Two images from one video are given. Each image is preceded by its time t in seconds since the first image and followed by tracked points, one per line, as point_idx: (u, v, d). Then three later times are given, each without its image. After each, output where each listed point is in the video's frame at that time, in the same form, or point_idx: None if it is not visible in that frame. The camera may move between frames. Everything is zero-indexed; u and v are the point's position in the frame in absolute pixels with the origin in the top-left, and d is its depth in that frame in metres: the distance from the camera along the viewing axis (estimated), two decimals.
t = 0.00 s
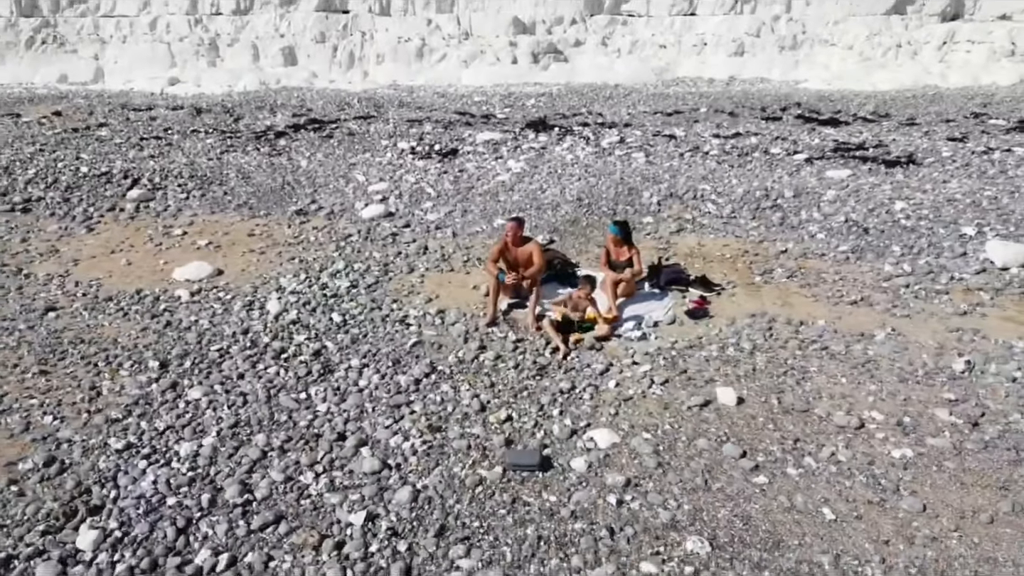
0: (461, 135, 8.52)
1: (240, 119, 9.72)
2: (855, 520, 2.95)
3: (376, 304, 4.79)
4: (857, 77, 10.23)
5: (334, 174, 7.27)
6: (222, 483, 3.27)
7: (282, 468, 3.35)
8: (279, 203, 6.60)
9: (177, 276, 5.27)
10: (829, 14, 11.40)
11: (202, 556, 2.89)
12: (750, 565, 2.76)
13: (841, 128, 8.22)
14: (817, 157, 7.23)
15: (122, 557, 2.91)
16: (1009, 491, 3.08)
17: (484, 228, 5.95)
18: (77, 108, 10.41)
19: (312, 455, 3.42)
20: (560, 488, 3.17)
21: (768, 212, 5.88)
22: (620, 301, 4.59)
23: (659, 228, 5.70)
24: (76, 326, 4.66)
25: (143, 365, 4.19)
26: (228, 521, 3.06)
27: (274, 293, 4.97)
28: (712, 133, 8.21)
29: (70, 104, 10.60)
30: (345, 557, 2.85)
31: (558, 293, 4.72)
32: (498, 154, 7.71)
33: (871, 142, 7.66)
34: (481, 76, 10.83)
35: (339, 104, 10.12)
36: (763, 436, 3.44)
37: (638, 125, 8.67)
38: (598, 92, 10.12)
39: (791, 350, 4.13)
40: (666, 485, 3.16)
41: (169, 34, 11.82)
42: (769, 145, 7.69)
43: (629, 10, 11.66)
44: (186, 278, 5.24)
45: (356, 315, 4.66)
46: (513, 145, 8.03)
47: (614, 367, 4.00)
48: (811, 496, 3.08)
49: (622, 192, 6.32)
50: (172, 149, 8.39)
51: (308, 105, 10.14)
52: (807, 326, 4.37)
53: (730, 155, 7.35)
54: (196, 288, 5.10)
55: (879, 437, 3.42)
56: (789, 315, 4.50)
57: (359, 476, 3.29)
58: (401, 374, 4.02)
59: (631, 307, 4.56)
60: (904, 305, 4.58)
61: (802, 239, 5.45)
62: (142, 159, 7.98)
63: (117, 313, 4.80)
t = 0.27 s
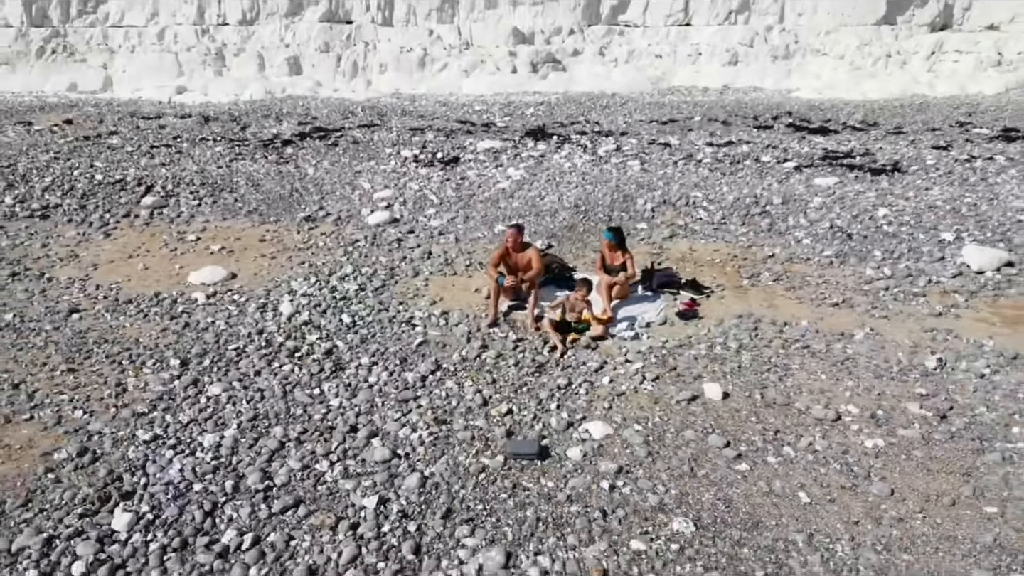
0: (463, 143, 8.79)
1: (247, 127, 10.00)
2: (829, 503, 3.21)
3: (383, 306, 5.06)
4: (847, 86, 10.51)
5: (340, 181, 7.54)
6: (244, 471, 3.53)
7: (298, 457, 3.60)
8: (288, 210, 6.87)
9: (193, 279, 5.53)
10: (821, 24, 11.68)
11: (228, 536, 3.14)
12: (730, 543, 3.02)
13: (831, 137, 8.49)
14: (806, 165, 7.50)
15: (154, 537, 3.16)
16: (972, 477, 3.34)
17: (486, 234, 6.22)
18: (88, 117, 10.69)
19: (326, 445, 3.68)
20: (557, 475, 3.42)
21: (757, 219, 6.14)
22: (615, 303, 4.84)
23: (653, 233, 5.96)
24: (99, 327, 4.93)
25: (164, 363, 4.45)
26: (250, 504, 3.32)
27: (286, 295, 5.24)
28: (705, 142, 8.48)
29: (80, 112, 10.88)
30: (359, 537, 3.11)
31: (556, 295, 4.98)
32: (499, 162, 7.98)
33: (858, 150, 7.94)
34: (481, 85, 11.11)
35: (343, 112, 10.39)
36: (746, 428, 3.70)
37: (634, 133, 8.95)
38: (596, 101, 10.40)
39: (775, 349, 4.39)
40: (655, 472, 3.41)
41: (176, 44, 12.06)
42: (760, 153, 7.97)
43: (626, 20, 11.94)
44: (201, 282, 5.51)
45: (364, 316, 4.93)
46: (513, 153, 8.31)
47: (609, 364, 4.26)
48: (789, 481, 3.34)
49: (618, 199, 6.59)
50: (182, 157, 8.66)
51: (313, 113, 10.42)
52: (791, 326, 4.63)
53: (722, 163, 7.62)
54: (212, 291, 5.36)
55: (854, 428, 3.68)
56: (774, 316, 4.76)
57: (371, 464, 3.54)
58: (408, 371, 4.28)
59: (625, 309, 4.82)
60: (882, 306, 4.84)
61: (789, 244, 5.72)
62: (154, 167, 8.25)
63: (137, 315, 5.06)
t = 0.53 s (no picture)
0: (464, 151, 9.07)
1: (254, 135, 10.28)
2: (805, 488, 3.48)
3: (390, 308, 5.33)
4: (838, 95, 10.81)
5: (346, 188, 7.82)
6: (264, 460, 3.80)
7: (314, 448, 3.87)
8: (296, 217, 7.14)
9: (208, 283, 5.81)
10: (813, 34, 11.98)
11: (251, 519, 3.41)
12: (714, 524, 3.28)
13: (820, 145, 8.78)
14: (795, 173, 7.78)
15: (183, 520, 3.42)
16: (938, 465, 3.60)
17: (487, 240, 6.50)
18: (98, 125, 10.97)
19: (339, 437, 3.95)
20: (554, 463, 3.69)
21: (747, 225, 6.42)
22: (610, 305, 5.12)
23: (647, 239, 6.24)
24: (121, 328, 5.19)
25: (185, 362, 4.72)
26: (270, 491, 3.58)
27: (297, 298, 5.51)
28: (699, 150, 8.76)
29: (90, 121, 11.16)
30: (372, 519, 3.38)
31: (554, 298, 5.25)
32: (499, 170, 8.26)
33: (846, 159, 8.22)
34: (482, 94, 11.40)
35: (347, 120, 10.68)
36: (730, 421, 3.97)
37: (630, 141, 9.23)
38: (593, 110, 10.69)
39: (760, 347, 4.66)
40: (646, 461, 3.68)
41: (184, 54, 12.34)
42: (751, 161, 8.25)
43: (623, 31, 12.23)
44: (216, 285, 5.78)
45: (372, 318, 5.20)
46: (512, 161, 8.59)
47: (603, 362, 4.54)
48: (768, 469, 3.61)
49: (614, 206, 6.87)
50: (192, 165, 8.94)
51: (318, 122, 10.70)
52: (776, 327, 4.90)
53: (715, 171, 7.90)
54: (227, 294, 5.63)
55: (831, 421, 3.95)
56: (760, 317, 5.04)
57: (381, 454, 3.81)
58: (415, 369, 4.56)
59: (620, 310, 5.09)
60: (863, 308, 5.12)
61: (776, 249, 5.99)
62: (165, 174, 8.53)
63: (156, 317, 5.33)
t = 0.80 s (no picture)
0: (465, 160, 9.37)
1: (261, 143, 10.57)
2: (784, 477, 3.76)
3: (397, 310, 5.61)
4: (829, 105, 11.11)
5: (352, 196, 8.11)
6: (282, 451, 4.08)
7: (328, 440, 4.15)
8: (305, 224, 7.43)
9: (223, 287, 6.09)
10: (805, 45, 12.26)
11: (272, 504, 3.68)
12: (699, 508, 3.56)
13: (810, 154, 9.08)
14: (785, 181, 8.08)
15: (209, 506, 3.70)
16: (908, 455, 3.88)
17: (488, 245, 6.79)
18: (108, 133, 11.27)
19: (352, 430, 4.23)
20: (552, 454, 3.97)
21: (737, 231, 6.71)
22: (606, 308, 5.39)
23: (641, 245, 6.53)
24: (141, 330, 5.48)
25: (204, 361, 5.01)
26: (289, 479, 3.86)
27: (308, 301, 5.79)
28: (693, 158, 9.06)
29: (101, 129, 11.45)
30: (384, 504, 3.66)
31: (552, 301, 5.53)
32: (500, 178, 8.55)
33: (835, 167, 8.52)
34: (483, 104, 11.70)
35: (351, 129, 10.97)
36: (717, 416, 4.25)
37: (626, 150, 9.53)
38: (591, 119, 10.99)
39: (747, 347, 4.95)
40: (637, 452, 3.96)
41: (191, 64, 12.64)
42: (743, 170, 8.54)
43: (619, 41, 12.46)
44: (231, 289, 6.06)
45: (380, 320, 5.48)
46: (512, 169, 8.88)
47: (599, 362, 4.83)
48: (751, 459, 3.88)
49: (610, 213, 7.16)
50: (202, 173, 9.23)
51: (323, 130, 10.99)
52: (762, 328, 5.18)
53: (707, 179, 8.19)
54: (241, 298, 5.91)
55: (811, 416, 4.23)
56: (748, 319, 5.32)
57: (392, 446, 4.09)
58: (421, 368, 4.84)
59: (615, 313, 5.37)
60: (845, 310, 5.40)
61: (764, 255, 6.28)
62: (177, 182, 8.82)
63: (174, 319, 5.61)
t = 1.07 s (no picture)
0: (467, 168, 9.67)
1: (268, 152, 10.88)
2: (766, 466, 4.04)
3: (403, 313, 5.91)
4: (820, 114, 11.43)
5: (358, 204, 8.41)
6: (298, 443, 4.37)
7: (341, 433, 4.44)
8: (313, 230, 7.73)
9: (236, 291, 6.39)
10: (797, 56, 12.60)
11: (291, 492, 3.97)
12: (687, 494, 3.85)
13: (801, 162, 9.38)
14: (775, 189, 8.38)
15: (232, 493, 3.99)
16: (881, 446, 4.17)
17: (490, 251, 7.08)
18: (118, 142, 11.57)
19: (363, 424, 4.52)
20: (550, 446, 4.26)
21: (728, 237, 7.01)
22: (601, 310, 5.70)
23: (636, 251, 6.83)
24: (161, 331, 5.77)
25: (221, 360, 5.30)
26: (305, 468, 4.15)
27: (319, 304, 6.09)
28: (687, 167, 9.36)
29: (111, 138, 11.76)
30: (394, 491, 3.94)
31: (551, 305, 5.83)
32: (500, 186, 8.85)
33: (824, 175, 8.82)
34: (483, 113, 12.01)
35: (355, 138, 11.28)
36: (704, 411, 4.54)
37: (623, 158, 9.84)
38: (588, 128, 11.30)
39: (735, 347, 5.24)
40: (629, 443, 4.25)
41: (199, 73, 12.94)
42: (735, 178, 8.84)
43: (616, 52, 12.80)
44: (244, 293, 6.36)
45: (388, 321, 5.78)
46: (513, 177, 9.18)
47: (594, 361, 5.13)
48: (735, 450, 4.18)
49: (606, 220, 7.46)
50: (211, 181, 9.54)
51: (328, 139, 11.30)
52: (749, 329, 5.48)
53: (701, 187, 8.49)
54: (254, 301, 6.21)
55: (792, 410, 4.52)
56: (735, 320, 5.62)
57: (401, 439, 4.38)
58: (426, 366, 5.13)
59: (610, 315, 5.67)
60: (828, 313, 5.69)
61: (753, 260, 6.58)
62: (188, 190, 9.13)
63: (191, 321, 5.90)
